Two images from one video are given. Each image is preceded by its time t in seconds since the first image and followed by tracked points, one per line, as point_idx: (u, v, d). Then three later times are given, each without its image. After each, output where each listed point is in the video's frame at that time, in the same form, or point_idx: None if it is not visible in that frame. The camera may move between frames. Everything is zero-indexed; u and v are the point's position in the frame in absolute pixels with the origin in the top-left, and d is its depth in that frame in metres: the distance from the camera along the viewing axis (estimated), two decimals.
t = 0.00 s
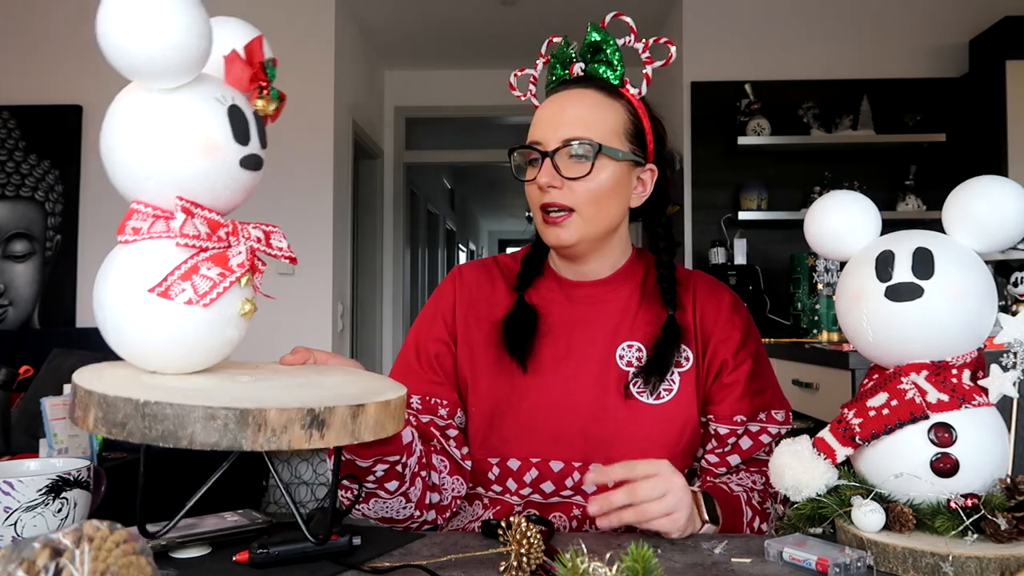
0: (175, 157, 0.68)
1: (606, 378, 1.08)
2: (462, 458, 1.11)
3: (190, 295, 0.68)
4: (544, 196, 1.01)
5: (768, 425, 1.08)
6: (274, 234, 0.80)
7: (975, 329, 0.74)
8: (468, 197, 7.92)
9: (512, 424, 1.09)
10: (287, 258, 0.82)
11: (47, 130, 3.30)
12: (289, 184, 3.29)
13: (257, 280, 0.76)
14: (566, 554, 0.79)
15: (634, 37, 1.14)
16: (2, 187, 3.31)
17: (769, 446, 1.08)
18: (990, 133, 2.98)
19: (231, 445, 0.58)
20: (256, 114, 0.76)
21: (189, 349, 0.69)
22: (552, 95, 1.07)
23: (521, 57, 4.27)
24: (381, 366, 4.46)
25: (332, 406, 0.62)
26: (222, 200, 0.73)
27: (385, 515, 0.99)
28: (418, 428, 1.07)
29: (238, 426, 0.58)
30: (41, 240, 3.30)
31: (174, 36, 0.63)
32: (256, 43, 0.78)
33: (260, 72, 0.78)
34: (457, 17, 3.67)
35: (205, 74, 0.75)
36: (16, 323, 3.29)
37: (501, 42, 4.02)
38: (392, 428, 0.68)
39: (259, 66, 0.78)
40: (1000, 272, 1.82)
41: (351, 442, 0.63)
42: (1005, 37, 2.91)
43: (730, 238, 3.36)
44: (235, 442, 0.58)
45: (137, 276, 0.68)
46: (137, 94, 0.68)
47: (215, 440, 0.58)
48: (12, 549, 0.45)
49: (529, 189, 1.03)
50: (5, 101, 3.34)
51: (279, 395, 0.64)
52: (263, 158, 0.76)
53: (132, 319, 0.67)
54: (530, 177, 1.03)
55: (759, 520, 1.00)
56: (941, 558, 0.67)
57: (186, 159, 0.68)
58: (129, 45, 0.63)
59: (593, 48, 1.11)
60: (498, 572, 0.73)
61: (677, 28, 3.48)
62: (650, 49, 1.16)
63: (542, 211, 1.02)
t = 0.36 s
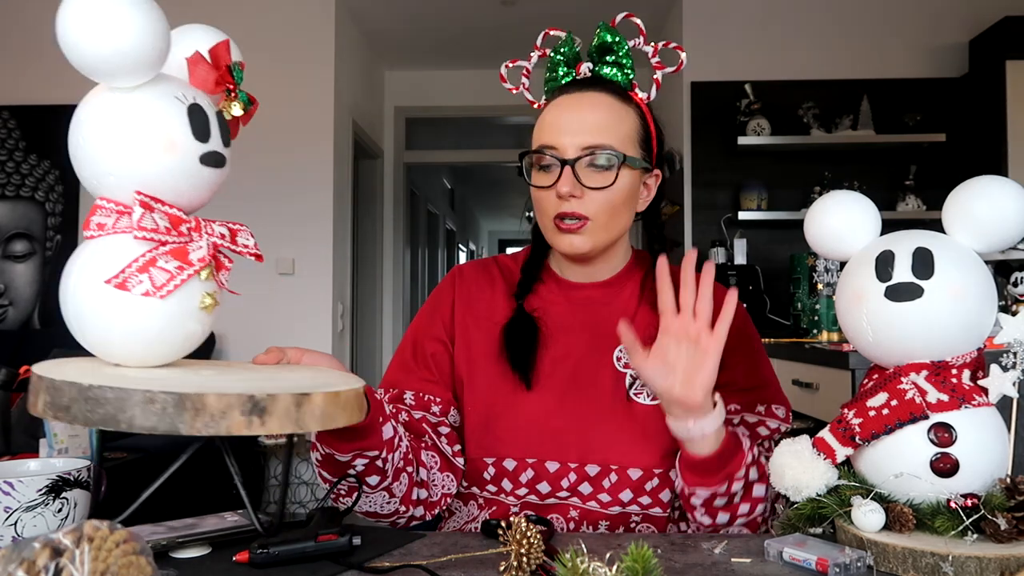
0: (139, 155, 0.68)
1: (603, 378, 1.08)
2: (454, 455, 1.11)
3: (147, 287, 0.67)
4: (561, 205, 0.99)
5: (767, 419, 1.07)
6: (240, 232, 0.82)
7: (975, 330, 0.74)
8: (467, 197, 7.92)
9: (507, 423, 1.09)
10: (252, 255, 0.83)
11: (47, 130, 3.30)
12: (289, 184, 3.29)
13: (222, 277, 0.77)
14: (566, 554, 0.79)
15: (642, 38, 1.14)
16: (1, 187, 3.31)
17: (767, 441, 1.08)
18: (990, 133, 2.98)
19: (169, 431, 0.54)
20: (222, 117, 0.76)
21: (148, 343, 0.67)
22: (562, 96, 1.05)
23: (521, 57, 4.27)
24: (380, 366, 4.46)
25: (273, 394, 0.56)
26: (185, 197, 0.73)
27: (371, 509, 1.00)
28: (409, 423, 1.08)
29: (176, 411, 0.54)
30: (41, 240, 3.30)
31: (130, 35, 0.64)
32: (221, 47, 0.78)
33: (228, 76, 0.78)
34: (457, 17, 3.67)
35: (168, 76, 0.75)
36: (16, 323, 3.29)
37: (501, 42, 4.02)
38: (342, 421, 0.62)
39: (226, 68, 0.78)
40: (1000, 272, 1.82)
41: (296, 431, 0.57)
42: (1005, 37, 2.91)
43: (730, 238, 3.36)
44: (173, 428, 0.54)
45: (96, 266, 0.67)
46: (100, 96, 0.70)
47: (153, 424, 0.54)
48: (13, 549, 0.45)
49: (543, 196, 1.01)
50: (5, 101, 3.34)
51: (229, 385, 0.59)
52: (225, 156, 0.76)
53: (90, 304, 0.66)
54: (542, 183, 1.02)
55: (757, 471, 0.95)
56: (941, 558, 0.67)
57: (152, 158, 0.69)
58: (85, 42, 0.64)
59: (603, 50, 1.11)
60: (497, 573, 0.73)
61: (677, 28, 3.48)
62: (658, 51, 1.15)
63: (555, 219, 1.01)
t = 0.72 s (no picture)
0: (119, 157, 0.62)
1: (602, 380, 1.08)
2: (444, 444, 1.09)
3: (115, 297, 0.61)
4: (544, 217, 1.01)
5: (768, 420, 1.07)
6: (219, 242, 0.76)
7: (975, 330, 0.74)
8: (468, 197, 7.92)
9: (505, 424, 1.09)
10: (232, 268, 0.76)
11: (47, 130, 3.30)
12: (289, 184, 3.29)
13: (197, 288, 0.70)
14: (566, 554, 0.79)
15: (630, 40, 1.14)
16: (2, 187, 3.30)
17: (768, 442, 1.07)
18: (990, 133, 2.98)
19: (130, 454, 0.50)
20: (209, 121, 0.70)
21: (112, 351, 0.61)
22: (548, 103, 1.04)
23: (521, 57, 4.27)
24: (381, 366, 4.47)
25: (244, 421, 0.53)
26: (162, 202, 0.66)
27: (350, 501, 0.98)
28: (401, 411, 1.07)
29: (140, 433, 0.50)
30: (41, 241, 3.30)
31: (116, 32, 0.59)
32: (213, 48, 0.72)
33: (218, 77, 0.72)
34: (456, 17, 3.67)
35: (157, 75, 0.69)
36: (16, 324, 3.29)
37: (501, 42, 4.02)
38: (314, 451, 0.59)
39: (216, 71, 0.72)
40: (1000, 273, 1.82)
41: (265, 464, 0.55)
42: (1005, 37, 2.90)
43: (730, 238, 3.36)
44: (135, 452, 0.50)
45: (64, 272, 0.61)
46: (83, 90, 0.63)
47: (113, 447, 0.50)
48: (13, 549, 0.45)
49: (529, 207, 1.02)
50: (5, 101, 3.34)
51: (200, 407, 0.55)
52: (210, 162, 0.69)
53: (55, 315, 0.61)
54: (529, 194, 1.03)
55: (745, 470, 0.96)
56: (941, 558, 0.67)
57: (130, 163, 0.63)
58: (74, 38, 0.59)
59: (589, 53, 1.11)
60: (497, 572, 0.73)
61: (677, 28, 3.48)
62: (647, 52, 1.15)
63: (541, 229, 1.03)
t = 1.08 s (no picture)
0: (118, 213, 0.68)
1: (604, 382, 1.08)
2: (461, 449, 1.11)
3: (134, 358, 0.68)
4: (563, 210, 0.99)
5: (769, 423, 1.08)
6: (229, 287, 0.82)
7: (974, 330, 0.74)
8: (468, 197, 7.91)
9: (508, 425, 1.09)
10: (245, 310, 0.82)
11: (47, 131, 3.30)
12: (289, 185, 3.29)
13: (213, 336, 0.77)
14: (566, 554, 0.79)
15: (636, 39, 1.14)
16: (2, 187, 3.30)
17: (770, 444, 1.08)
18: (990, 133, 2.98)
19: (178, 519, 0.55)
20: (199, 160, 0.76)
21: (139, 420, 0.68)
22: (558, 101, 1.04)
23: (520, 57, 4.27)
24: (380, 366, 4.46)
25: (290, 469, 0.58)
26: (166, 254, 0.73)
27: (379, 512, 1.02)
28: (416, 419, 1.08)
29: (183, 497, 0.55)
30: (41, 241, 3.30)
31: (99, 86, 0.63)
32: (195, 88, 0.79)
33: (202, 117, 0.79)
34: (456, 17, 3.67)
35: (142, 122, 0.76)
36: (16, 324, 3.30)
37: (501, 42, 4.02)
38: (362, 487, 0.63)
39: (200, 111, 0.79)
40: (1000, 272, 1.83)
41: (315, 507, 0.59)
42: (1006, 36, 2.90)
43: (730, 238, 3.36)
44: (182, 515, 0.55)
45: (79, 340, 0.67)
46: (69, 147, 0.69)
47: (158, 516, 0.54)
48: (13, 549, 0.45)
49: (545, 201, 1.00)
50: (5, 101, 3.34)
51: (233, 462, 0.60)
52: (208, 206, 0.76)
53: (73, 385, 0.67)
54: (544, 188, 1.01)
55: (745, 484, 0.97)
56: (941, 558, 0.67)
57: (130, 216, 0.69)
58: (51, 96, 0.62)
59: (597, 50, 1.11)
60: (497, 572, 0.73)
61: (677, 28, 3.48)
62: (654, 52, 1.15)
63: (557, 224, 1.01)
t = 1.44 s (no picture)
0: (129, 226, 0.71)
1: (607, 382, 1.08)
2: (463, 447, 1.11)
3: (140, 372, 0.70)
4: (567, 195, 0.98)
5: (771, 429, 1.08)
6: (240, 298, 0.84)
7: (974, 331, 0.74)
8: (468, 197, 7.91)
9: (511, 424, 1.09)
10: (255, 322, 0.84)
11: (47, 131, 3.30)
12: (289, 185, 3.29)
13: (222, 349, 0.80)
14: (566, 554, 0.79)
15: (646, 42, 1.14)
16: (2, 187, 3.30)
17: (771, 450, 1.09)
18: (990, 133, 2.98)
19: (172, 541, 0.56)
20: (212, 175, 0.79)
21: (144, 432, 0.71)
22: (564, 94, 1.05)
23: (520, 57, 4.27)
24: (381, 366, 4.46)
25: (286, 493, 0.59)
26: (175, 267, 0.76)
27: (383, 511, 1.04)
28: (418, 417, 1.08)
29: (178, 519, 0.56)
30: (41, 241, 3.30)
31: (111, 98, 0.66)
32: (210, 97, 0.81)
33: (218, 127, 0.81)
34: (456, 17, 3.67)
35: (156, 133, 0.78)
36: (16, 324, 3.30)
37: (501, 42, 4.02)
38: (361, 511, 0.65)
39: (216, 121, 0.81)
40: (1000, 272, 1.83)
41: (311, 530, 0.61)
42: (1006, 36, 2.90)
43: (730, 238, 3.36)
44: (176, 538, 0.56)
45: (87, 354, 0.70)
46: (79, 160, 0.72)
47: (154, 536, 0.56)
48: (12, 549, 0.45)
49: (549, 187, 0.99)
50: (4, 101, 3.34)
51: (233, 479, 0.62)
52: (219, 220, 0.79)
53: (81, 398, 0.69)
54: (548, 174, 1.00)
55: (748, 497, 0.99)
56: (941, 558, 0.67)
57: (140, 229, 0.71)
58: (60, 110, 0.66)
59: (606, 51, 1.11)
60: (497, 573, 0.73)
61: (677, 28, 3.48)
62: (663, 55, 1.15)
63: (559, 211, 1.00)
